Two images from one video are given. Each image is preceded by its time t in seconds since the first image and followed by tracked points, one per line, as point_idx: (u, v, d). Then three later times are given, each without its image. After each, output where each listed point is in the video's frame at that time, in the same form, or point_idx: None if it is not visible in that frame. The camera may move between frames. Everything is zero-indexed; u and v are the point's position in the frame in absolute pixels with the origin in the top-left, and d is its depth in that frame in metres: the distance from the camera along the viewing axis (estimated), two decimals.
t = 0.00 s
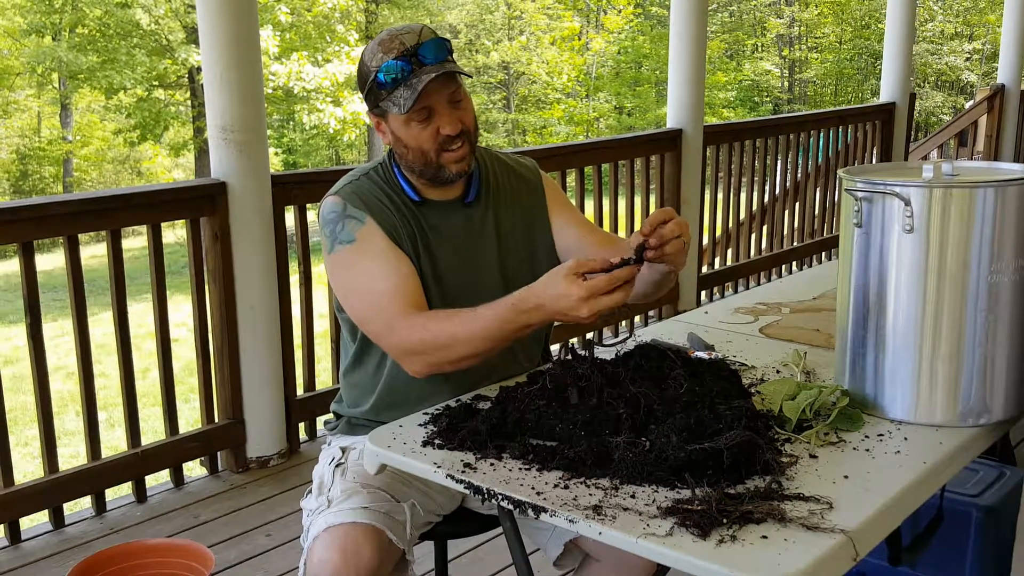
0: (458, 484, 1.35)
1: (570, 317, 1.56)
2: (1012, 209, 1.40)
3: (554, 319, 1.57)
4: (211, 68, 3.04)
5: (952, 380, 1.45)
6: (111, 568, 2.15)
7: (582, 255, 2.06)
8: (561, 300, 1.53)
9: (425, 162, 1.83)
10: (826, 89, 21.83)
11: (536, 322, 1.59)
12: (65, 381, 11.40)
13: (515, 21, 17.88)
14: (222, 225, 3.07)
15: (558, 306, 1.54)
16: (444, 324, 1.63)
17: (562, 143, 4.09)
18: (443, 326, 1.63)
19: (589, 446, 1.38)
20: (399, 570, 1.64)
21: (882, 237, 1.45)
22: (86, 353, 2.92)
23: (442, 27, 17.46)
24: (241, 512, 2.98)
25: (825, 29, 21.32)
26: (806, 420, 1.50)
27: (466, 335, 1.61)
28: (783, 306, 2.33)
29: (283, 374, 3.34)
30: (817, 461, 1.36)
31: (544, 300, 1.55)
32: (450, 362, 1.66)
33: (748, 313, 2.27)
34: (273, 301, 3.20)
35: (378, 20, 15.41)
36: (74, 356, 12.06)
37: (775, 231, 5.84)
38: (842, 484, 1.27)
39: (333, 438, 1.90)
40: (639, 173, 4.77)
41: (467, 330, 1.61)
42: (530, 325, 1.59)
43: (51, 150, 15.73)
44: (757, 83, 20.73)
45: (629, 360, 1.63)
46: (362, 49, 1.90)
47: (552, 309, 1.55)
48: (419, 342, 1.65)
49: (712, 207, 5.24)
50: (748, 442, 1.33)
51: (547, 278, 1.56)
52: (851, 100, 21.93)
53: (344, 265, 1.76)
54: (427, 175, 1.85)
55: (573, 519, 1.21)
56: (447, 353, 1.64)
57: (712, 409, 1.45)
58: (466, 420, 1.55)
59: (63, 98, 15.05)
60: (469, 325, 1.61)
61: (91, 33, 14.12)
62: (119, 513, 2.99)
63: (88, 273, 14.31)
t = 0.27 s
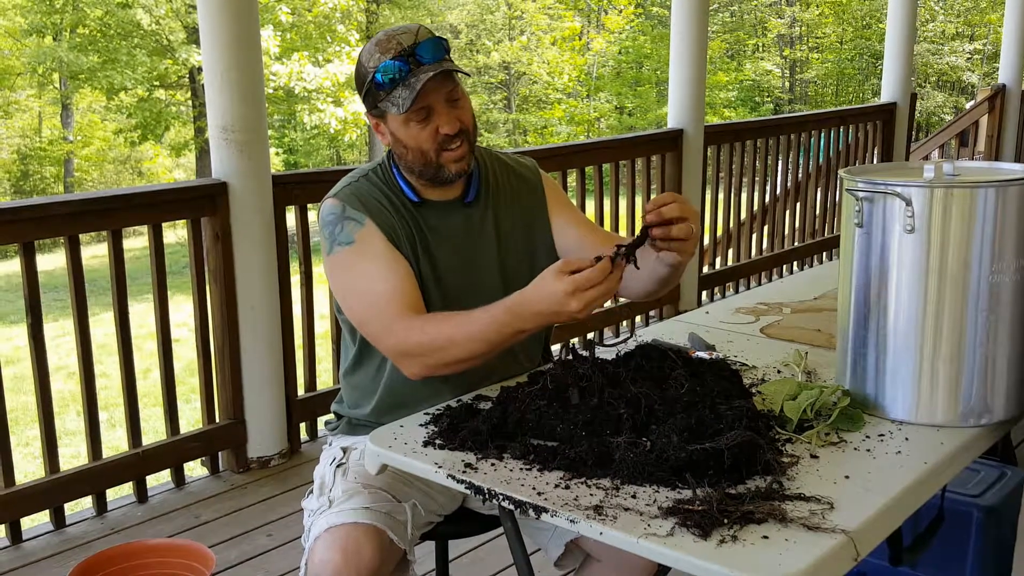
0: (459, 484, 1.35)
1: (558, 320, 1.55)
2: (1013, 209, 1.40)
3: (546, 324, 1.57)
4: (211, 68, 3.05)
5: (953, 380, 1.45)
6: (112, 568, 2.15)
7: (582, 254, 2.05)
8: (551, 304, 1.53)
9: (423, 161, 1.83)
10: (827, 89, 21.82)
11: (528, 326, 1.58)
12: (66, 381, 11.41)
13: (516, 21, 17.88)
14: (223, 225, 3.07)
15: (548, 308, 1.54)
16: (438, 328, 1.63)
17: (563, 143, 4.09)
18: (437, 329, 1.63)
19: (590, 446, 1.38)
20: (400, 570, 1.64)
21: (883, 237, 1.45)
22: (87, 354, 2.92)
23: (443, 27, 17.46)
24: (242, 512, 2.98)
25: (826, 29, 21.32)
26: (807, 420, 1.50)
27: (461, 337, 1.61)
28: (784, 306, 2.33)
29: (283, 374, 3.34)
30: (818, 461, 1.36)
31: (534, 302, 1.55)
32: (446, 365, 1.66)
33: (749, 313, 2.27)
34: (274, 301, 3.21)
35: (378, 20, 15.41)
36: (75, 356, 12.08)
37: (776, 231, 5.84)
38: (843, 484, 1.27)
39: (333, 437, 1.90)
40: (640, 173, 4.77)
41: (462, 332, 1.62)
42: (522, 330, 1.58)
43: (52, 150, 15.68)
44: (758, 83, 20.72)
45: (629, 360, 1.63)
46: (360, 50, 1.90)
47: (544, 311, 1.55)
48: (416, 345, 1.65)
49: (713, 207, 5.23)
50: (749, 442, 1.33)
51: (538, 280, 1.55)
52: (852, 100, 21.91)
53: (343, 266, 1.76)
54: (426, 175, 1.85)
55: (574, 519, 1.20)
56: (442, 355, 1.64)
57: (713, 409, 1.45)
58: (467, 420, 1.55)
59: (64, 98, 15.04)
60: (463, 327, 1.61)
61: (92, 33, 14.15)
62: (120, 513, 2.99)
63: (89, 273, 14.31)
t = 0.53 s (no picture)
0: (460, 484, 1.35)
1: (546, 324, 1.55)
2: (1013, 209, 1.40)
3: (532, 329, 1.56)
4: (212, 67, 3.05)
5: (954, 380, 1.45)
6: (112, 568, 2.15)
7: (581, 252, 2.05)
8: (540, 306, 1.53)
9: (422, 161, 1.84)
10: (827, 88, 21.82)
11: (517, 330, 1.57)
12: (65, 381, 11.42)
13: (516, 21, 17.89)
14: (223, 225, 3.07)
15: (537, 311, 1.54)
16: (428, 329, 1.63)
17: (563, 143, 4.09)
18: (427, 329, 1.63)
19: (590, 446, 1.38)
20: (401, 570, 1.64)
21: (884, 237, 1.45)
22: (87, 353, 2.92)
23: (443, 27, 17.46)
24: (242, 512, 2.98)
25: (826, 29, 21.32)
26: (808, 420, 1.50)
27: (449, 338, 1.61)
28: (785, 306, 2.33)
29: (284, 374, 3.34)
30: (818, 461, 1.36)
31: (524, 305, 1.55)
32: (436, 368, 1.66)
33: (749, 313, 2.27)
34: (274, 301, 3.20)
35: (378, 19, 15.42)
36: (75, 356, 12.08)
37: (777, 231, 5.84)
38: (844, 484, 1.27)
39: (333, 437, 1.91)
40: (641, 173, 4.77)
41: (450, 334, 1.62)
42: (510, 334, 1.58)
43: (52, 150, 15.57)
44: (758, 83, 20.72)
45: (630, 360, 1.63)
46: (359, 49, 1.91)
47: (534, 314, 1.54)
48: (406, 346, 1.65)
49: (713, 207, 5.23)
50: (750, 442, 1.33)
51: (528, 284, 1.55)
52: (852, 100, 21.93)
53: (340, 267, 1.76)
54: (424, 175, 1.85)
55: (575, 519, 1.20)
56: (432, 357, 1.64)
57: (713, 409, 1.45)
58: (467, 420, 1.55)
59: (64, 98, 15.00)
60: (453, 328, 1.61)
61: (92, 33, 14.20)
62: (120, 513, 2.99)
63: (89, 273, 14.31)
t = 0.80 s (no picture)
0: (459, 485, 1.34)
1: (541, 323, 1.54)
2: (1015, 208, 1.39)
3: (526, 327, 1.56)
4: (211, 66, 3.04)
5: (956, 380, 1.44)
6: (112, 569, 2.14)
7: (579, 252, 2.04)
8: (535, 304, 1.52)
9: (419, 160, 1.83)
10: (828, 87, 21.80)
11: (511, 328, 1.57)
12: (65, 382, 11.40)
13: (516, 20, 17.86)
14: (222, 225, 3.07)
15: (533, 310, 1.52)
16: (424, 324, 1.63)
17: (564, 143, 4.08)
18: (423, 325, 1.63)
19: (591, 446, 1.38)
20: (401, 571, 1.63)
21: (886, 237, 1.44)
22: (85, 353, 2.91)
23: (443, 26, 17.45)
24: (241, 513, 2.98)
25: (827, 28, 21.30)
26: (809, 420, 1.50)
27: (445, 334, 1.61)
28: (786, 305, 2.32)
29: (283, 374, 3.33)
30: (819, 460, 1.36)
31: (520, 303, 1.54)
32: (431, 365, 1.66)
33: (750, 312, 2.26)
34: (273, 301, 3.20)
35: (378, 19, 15.41)
36: (74, 356, 12.05)
37: (778, 231, 5.82)
38: (846, 485, 1.27)
39: (333, 438, 1.90)
40: (641, 172, 4.76)
41: (445, 329, 1.62)
42: (504, 331, 1.58)
43: (50, 149, 15.43)
44: (759, 82, 20.71)
45: (630, 359, 1.62)
46: (359, 47, 1.90)
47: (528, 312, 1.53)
48: (402, 340, 1.65)
49: (713, 206, 5.22)
50: (750, 443, 1.33)
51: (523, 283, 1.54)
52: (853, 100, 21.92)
53: (338, 265, 1.75)
54: (421, 174, 1.84)
55: (575, 520, 1.20)
56: (427, 351, 1.63)
57: (714, 409, 1.44)
58: (467, 420, 1.54)
59: (63, 97, 14.85)
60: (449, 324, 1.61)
61: (91, 32, 14.23)
62: (119, 513, 2.99)
63: (88, 273, 14.28)
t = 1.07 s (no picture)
0: (460, 485, 1.34)
1: (536, 320, 1.57)
2: (1015, 208, 1.39)
3: (521, 323, 1.58)
4: (211, 66, 3.04)
5: (956, 380, 1.44)
6: (111, 569, 2.14)
7: (578, 250, 2.04)
8: (530, 294, 1.55)
9: (416, 160, 1.83)
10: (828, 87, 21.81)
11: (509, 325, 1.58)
12: (65, 382, 11.41)
13: (516, 20, 17.85)
14: (222, 225, 3.07)
15: (527, 301, 1.55)
16: (418, 322, 1.63)
17: (563, 143, 4.08)
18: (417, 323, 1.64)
19: (591, 446, 1.38)
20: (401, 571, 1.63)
21: (886, 237, 1.44)
22: (86, 354, 2.91)
23: (443, 26, 17.46)
24: (241, 512, 2.98)
25: (827, 28, 21.30)
26: (809, 420, 1.49)
27: (440, 331, 1.62)
28: (786, 305, 2.32)
29: (283, 374, 3.33)
30: (819, 461, 1.36)
31: (515, 297, 1.57)
32: (426, 365, 1.66)
33: (750, 312, 2.26)
34: (274, 301, 3.20)
35: (378, 19, 15.42)
36: (74, 357, 12.05)
37: (778, 231, 5.82)
38: (846, 484, 1.27)
39: (333, 438, 1.90)
40: (641, 172, 4.76)
41: (440, 328, 1.62)
42: (502, 328, 1.59)
43: (50, 150, 15.40)
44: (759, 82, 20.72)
45: (630, 360, 1.63)
46: (357, 47, 1.90)
47: (524, 305, 1.56)
48: (396, 338, 1.65)
49: (713, 206, 5.22)
50: (750, 443, 1.33)
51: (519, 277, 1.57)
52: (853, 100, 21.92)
53: (336, 265, 1.76)
54: (419, 174, 1.84)
55: (575, 520, 1.20)
56: (422, 349, 1.64)
57: (714, 409, 1.44)
58: (468, 420, 1.54)
59: (64, 97, 14.92)
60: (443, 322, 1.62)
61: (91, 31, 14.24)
62: (119, 513, 2.99)
63: (88, 273, 14.28)
